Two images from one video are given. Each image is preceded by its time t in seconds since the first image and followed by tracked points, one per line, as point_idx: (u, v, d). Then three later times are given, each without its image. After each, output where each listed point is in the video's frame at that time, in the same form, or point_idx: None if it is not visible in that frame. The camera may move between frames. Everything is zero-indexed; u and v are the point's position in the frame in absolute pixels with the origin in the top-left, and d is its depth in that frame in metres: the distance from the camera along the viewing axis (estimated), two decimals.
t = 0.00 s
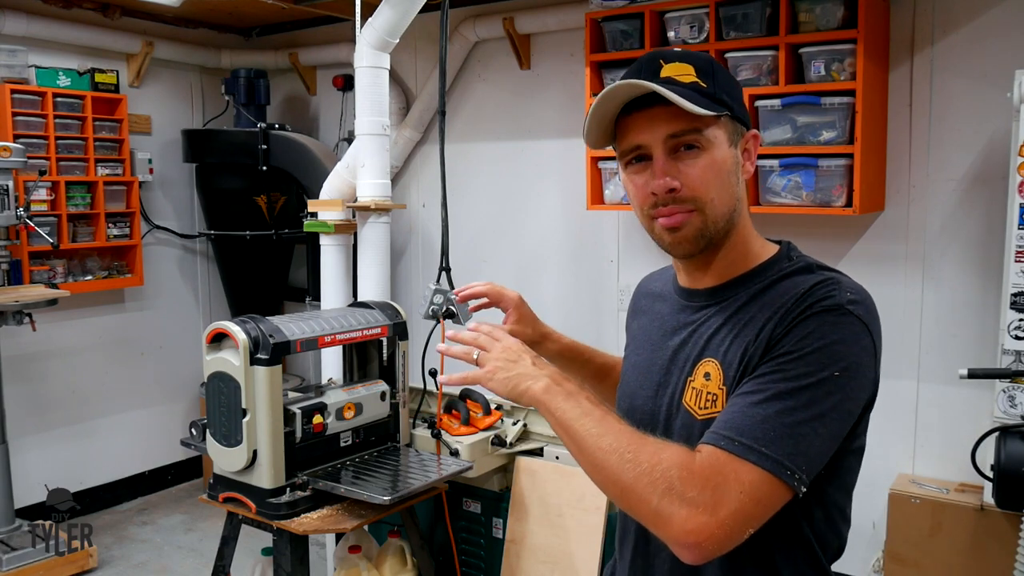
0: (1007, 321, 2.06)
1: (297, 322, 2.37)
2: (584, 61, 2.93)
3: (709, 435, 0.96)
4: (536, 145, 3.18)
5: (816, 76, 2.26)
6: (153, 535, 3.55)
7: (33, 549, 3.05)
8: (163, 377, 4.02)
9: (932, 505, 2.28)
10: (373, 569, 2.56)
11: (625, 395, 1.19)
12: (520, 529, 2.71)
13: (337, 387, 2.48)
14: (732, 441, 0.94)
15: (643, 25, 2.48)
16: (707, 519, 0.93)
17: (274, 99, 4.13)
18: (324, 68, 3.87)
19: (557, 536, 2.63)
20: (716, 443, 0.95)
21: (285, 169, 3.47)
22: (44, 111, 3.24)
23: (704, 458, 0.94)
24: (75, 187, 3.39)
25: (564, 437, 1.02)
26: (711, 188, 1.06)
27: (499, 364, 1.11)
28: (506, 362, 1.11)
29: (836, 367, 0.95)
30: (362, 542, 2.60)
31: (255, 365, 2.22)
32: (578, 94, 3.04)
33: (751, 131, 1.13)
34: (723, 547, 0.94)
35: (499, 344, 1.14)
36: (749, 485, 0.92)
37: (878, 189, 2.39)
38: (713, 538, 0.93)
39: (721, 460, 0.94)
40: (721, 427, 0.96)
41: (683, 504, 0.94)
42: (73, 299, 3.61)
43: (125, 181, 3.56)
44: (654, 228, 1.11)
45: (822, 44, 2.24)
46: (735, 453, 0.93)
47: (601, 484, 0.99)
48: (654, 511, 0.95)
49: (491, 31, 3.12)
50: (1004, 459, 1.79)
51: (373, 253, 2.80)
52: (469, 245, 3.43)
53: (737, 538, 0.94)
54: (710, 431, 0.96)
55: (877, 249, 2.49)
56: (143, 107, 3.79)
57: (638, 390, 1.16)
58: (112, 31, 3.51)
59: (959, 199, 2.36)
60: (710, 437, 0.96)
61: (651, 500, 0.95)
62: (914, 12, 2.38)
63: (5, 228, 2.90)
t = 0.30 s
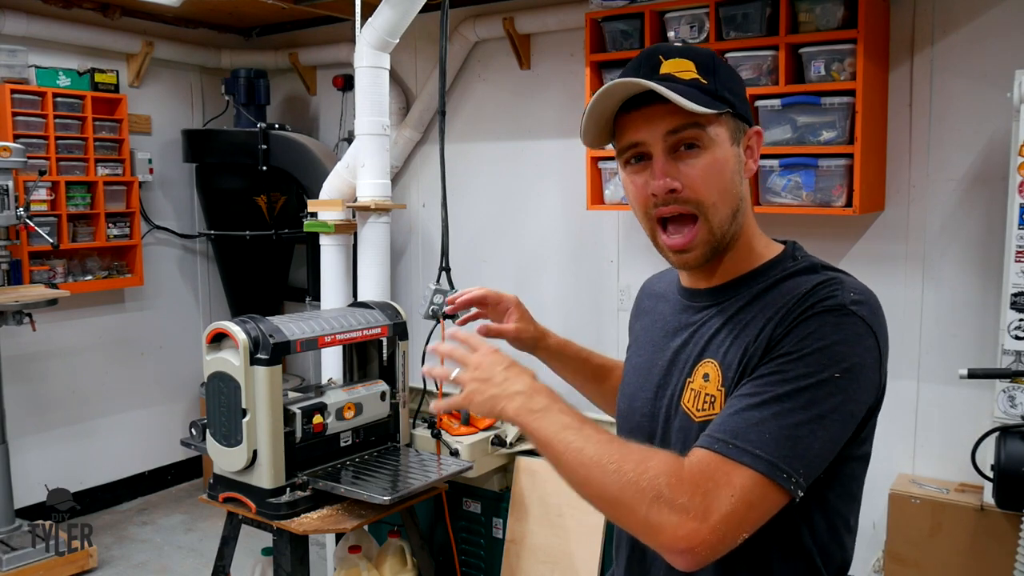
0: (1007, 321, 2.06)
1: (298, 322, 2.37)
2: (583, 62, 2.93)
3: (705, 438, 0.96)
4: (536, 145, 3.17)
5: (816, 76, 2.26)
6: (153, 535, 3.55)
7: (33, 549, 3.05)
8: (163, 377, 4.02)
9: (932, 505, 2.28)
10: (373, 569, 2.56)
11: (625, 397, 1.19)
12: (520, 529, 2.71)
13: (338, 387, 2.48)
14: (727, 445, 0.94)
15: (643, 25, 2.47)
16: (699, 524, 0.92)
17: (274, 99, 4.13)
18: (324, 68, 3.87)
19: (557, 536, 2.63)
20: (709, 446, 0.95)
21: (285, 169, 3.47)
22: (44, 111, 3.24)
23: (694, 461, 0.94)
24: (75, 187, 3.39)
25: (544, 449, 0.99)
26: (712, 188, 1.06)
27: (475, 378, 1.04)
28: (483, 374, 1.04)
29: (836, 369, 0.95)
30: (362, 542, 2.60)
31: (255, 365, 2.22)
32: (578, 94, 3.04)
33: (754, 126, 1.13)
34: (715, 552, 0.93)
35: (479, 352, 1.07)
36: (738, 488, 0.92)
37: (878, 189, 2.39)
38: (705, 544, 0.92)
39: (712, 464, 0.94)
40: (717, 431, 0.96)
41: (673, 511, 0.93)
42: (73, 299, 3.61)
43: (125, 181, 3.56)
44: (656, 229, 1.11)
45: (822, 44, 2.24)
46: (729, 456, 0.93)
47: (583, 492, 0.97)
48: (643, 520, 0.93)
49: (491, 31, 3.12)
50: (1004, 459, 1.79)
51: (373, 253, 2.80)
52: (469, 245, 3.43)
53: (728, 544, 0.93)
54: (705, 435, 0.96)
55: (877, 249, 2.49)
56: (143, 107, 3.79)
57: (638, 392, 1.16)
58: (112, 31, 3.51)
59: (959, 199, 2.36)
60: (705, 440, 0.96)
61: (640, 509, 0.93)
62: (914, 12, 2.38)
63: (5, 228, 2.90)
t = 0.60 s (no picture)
0: (1007, 321, 2.06)
1: (298, 322, 2.37)
2: (584, 62, 2.93)
3: (719, 467, 0.91)
4: (536, 145, 3.17)
5: (816, 76, 2.26)
6: (153, 535, 3.55)
7: (33, 549, 3.05)
8: (163, 376, 4.02)
9: (932, 505, 2.28)
10: (373, 569, 2.56)
11: (619, 397, 1.18)
12: (520, 529, 2.71)
13: (337, 387, 2.48)
14: (745, 477, 0.89)
15: (643, 25, 2.47)
16: (727, 563, 0.88)
17: (274, 99, 4.13)
18: (324, 68, 3.87)
19: (557, 536, 2.64)
20: (727, 478, 0.90)
21: (285, 169, 3.47)
22: (44, 111, 3.24)
23: (713, 495, 0.89)
24: (75, 187, 3.39)
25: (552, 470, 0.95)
26: (720, 190, 1.04)
27: (485, 389, 0.98)
28: (496, 379, 0.98)
29: (842, 386, 0.92)
30: (362, 542, 2.60)
31: (256, 365, 2.22)
32: (578, 94, 3.04)
33: (772, 134, 1.11)
34: None
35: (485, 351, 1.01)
36: (761, 523, 0.88)
37: (878, 189, 2.39)
38: None
39: (731, 496, 0.89)
40: (728, 460, 0.91)
41: (699, 550, 0.88)
42: (72, 299, 3.61)
43: (125, 181, 3.56)
44: (656, 220, 1.08)
45: (822, 44, 2.24)
46: (748, 489, 0.89)
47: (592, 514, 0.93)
48: (669, 556, 0.89)
49: (491, 31, 3.12)
50: (1004, 459, 1.79)
51: (373, 253, 2.80)
52: (469, 245, 3.43)
53: None
54: (719, 463, 0.91)
55: (877, 249, 2.49)
56: (143, 107, 3.79)
57: (631, 392, 1.15)
58: (112, 31, 3.51)
59: (959, 199, 2.36)
60: (721, 470, 0.90)
61: (663, 545, 0.89)
62: (914, 12, 2.38)
63: (5, 228, 2.90)
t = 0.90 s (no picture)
0: (1007, 321, 2.06)
1: (298, 322, 2.38)
2: (584, 62, 2.93)
3: (772, 510, 0.88)
4: (536, 145, 3.17)
5: (816, 76, 2.26)
6: (153, 535, 3.55)
7: (33, 549, 3.05)
8: (163, 376, 4.02)
9: (932, 505, 2.28)
10: (373, 569, 2.56)
11: (614, 403, 1.16)
12: (520, 529, 2.71)
13: (338, 387, 2.48)
14: (804, 516, 0.87)
15: (643, 25, 2.47)
16: None
17: (274, 99, 4.13)
18: (324, 68, 3.87)
19: (557, 535, 2.65)
20: (785, 521, 0.87)
21: (285, 169, 3.47)
22: (44, 111, 3.24)
23: (776, 537, 0.87)
24: (75, 187, 3.39)
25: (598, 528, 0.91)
26: (722, 190, 1.03)
27: (510, 481, 0.93)
28: (515, 464, 0.92)
29: (867, 406, 0.89)
30: (362, 543, 2.60)
31: (255, 365, 2.22)
32: (578, 94, 3.04)
33: (772, 134, 1.10)
34: None
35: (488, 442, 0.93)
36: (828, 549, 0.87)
37: (878, 189, 2.39)
38: None
39: (795, 537, 0.87)
40: (775, 500, 0.88)
41: None
42: (72, 299, 3.61)
43: (125, 181, 3.56)
44: (657, 222, 1.07)
45: (822, 44, 2.24)
46: (806, 527, 0.86)
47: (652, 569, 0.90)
48: None
49: (491, 31, 3.12)
50: (1004, 459, 1.79)
51: (373, 253, 2.80)
52: (469, 245, 3.43)
53: None
54: (767, 504, 0.89)
55: (877, 249, 2.49)
56: (143, 107, 3.79)
57: (628, 399, 1.13)
58: (112, 31, 3.51)
59: (959, 199, 2.36)
60: (777, 514, 0.88)
61: None
62: (914, 12, 2.38)
63: (5, 228, 2.90)
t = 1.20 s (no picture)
0: (1007, 321, 2.06)
1: (298, 322, 2.37)
2: (584, 62, 2.93)
3: (798, 529, 0.87)
4: (536, 145, 3.18)
5: (816, 76, 2.26)
6: (153, 535, 3.55)
7: (33, 549, 3.05)
8: (163, 376, 4.02)
9: (932, 505, 2.28)
10: (373, 569, 2.56)
11: (605, 408, 1.13)
12: (520, 529, 2.71)
13: (337, 387, 2.48)
14: (829, 531, 0.86)
15: (643, 25, 2.47)
16: None
17: (274, 99, 4.13)
18: (324, 68, 3.87)
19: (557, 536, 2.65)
20: (812, 538, 0.86)
21: (285, 169, 3.47)
22: (44, 111, 3.24)
23: (806, 554, 0.86)
24: (75, 187, 3.39)
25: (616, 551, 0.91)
26: (724, 193, 1.02)
27: (527, 508, 0.90)
28: (535, 493, 0.90)
29: (879, 416, 0.88)
30: (362, 542, 2.60)
31: (255, 365, 2.22)
32: (578, 94, 3.04)
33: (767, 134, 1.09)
34: None
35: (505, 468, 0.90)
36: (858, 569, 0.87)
37: (878, 189, 2.39)
38: None
39: (824, 553, 0.86)
40: (797, 517, 0.88)
41: None
42: (73, 299, 3.61)
43: (125, 181, 3.56)
44: (657, 225, 1.05)
45: (822, 44, 2.24)
46: (834, 543, 0.86)
47: None
48: None
49: (491, 31, 3.12)
50: (1004, 459, 1.79)
51: (373, 253, 2.80)
52: (469, 245, 3.43)
53: None
54: (790, 522, 0.88)
55: (877, 249, 2.49)
56: (143, 107, 3.79)
57: (620, 404, 1.11)
58: (112, 31, 3.51)
59: (959, 199, 2.36)
60: (802, 532, 0.87)
61: None
62: (914, 12, 2.38)
63: (5, 228, 2.90)
